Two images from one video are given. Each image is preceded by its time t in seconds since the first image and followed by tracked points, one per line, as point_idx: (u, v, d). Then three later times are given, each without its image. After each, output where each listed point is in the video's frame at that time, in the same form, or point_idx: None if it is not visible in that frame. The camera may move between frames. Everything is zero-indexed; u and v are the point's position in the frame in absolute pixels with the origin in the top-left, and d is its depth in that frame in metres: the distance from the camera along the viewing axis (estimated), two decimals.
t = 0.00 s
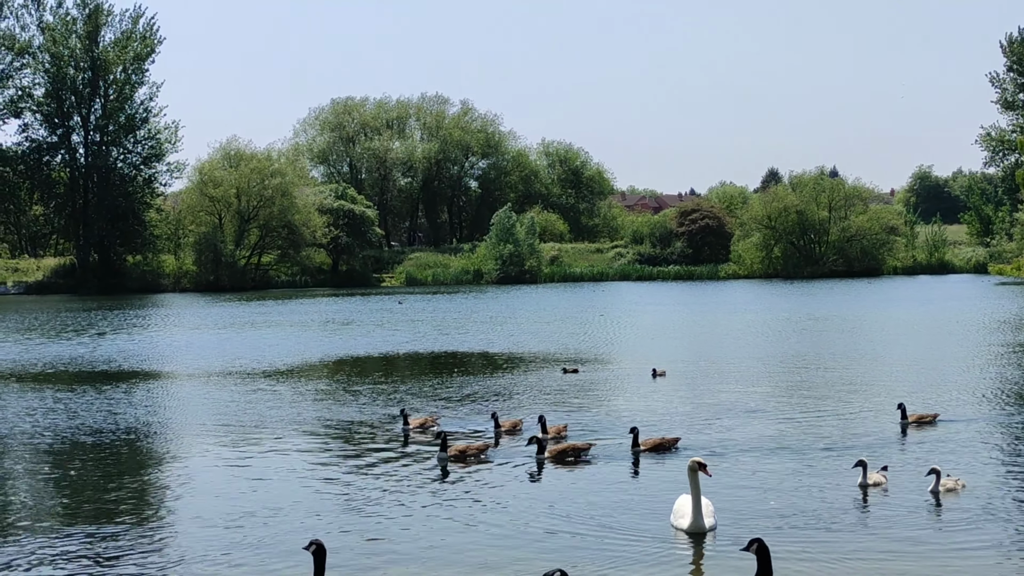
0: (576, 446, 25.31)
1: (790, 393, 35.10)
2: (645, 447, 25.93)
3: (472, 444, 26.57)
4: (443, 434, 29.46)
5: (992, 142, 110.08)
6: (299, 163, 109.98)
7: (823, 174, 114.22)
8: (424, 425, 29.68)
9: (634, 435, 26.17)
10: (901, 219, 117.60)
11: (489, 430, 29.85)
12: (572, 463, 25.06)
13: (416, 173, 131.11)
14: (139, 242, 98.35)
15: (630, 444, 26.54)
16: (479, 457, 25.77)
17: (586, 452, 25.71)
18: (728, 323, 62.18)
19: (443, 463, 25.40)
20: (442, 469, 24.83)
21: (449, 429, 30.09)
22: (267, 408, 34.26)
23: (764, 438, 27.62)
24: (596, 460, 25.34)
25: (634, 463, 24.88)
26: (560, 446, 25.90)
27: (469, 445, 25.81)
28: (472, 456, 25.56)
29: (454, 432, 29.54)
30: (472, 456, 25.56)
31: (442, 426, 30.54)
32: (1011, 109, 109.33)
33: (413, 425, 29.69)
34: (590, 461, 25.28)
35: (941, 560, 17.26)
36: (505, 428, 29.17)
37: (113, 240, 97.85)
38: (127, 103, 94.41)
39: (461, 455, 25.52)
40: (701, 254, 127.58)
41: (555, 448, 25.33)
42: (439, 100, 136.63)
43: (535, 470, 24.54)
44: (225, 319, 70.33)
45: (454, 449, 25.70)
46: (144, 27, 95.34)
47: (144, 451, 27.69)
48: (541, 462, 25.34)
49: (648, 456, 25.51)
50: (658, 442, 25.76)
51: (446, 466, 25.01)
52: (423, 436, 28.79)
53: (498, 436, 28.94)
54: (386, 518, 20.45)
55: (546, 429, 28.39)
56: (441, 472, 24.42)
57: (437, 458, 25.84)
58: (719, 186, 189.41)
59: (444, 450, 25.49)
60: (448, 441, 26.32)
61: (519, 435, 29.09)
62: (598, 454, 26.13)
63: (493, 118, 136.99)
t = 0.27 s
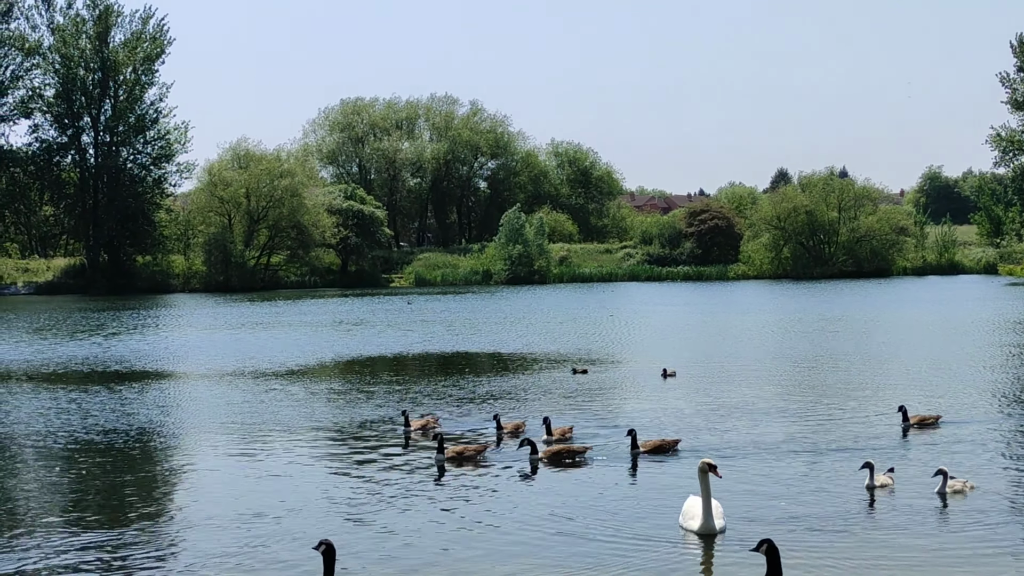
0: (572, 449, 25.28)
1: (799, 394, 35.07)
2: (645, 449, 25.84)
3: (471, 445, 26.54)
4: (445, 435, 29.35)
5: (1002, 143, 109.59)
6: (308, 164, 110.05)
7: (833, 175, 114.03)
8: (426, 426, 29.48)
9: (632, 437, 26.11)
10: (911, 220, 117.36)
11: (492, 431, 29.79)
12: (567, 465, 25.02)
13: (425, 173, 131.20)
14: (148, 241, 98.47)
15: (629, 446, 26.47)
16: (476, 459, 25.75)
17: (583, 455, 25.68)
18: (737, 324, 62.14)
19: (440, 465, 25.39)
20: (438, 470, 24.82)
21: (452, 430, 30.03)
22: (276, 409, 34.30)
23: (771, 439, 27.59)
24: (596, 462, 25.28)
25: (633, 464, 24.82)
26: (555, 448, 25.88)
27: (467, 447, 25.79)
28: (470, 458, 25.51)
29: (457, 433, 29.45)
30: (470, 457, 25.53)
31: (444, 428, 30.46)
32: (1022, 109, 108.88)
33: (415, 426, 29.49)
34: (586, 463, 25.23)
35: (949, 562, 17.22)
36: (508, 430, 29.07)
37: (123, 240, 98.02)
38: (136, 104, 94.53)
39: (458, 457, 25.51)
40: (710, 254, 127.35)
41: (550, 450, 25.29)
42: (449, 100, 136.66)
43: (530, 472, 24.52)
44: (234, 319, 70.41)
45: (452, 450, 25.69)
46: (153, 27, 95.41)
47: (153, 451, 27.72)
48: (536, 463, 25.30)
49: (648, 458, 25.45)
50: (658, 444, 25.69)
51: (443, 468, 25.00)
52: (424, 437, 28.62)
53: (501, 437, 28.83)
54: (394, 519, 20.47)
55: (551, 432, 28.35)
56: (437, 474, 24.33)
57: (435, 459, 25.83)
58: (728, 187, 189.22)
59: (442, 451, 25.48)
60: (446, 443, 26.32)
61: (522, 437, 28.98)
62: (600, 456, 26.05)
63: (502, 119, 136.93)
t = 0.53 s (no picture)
0: (575, 451, 25.29)
1: (818, 395, 35.00)
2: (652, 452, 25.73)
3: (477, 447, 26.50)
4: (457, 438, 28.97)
5: None
6: (328, 165, 110.30)
7: (853, 175, 113.76)
8: (438, 428, 29.08)
9: (639, 439, 26.05)
10: (932, 220, 116.97)
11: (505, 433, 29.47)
12: (570, 466, 25.06)
13: (445, 174, 131.37)
14: (170, 242, 98.80)
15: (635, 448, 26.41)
16: (483, 461, 25.73)
17: (585, 456, 25.66)
18: (758, 324, 62.06)
19: (447, 467, 25.18)
20: (445, 472, 24.80)
21: (464, 433, 29.65)
22: (296, 409, 34.36)
23: (788, 440, 27.53)
24: (607, 464, 25.15)
25: (639, 467, 24.76)
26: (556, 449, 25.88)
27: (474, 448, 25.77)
28: (476, 460, 25.50)
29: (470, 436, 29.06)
30: (476, 459, 25.51)
31: (458, 429, 30.38)
32: None
33: (427, 429, 29.08)
34: (589, 465, 25.24)
35: (969, 564, 17.19)
36: (521, 432, 28.74)
37: (144, 241, 98.34)
38: (158, 105, 94.95)
39: (465, 458, 25.42)
40: (730, 255, 127.04)
41: (553, 452, 25.34)
42: (468, 101, 136.78)
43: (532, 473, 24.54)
44: (255, 319, 70.63)
45: (459, 452, 25.68)
46: (175, 29, 95.74)
47: (176, 451, 27.85)
48: (540, 465, 25.34)
49: (656, 460, 25.30)
50: (667, 446, 25.55)
51: (449, 470, 24.84)
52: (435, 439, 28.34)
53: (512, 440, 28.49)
54: (415, 519, 20.54)
55: (564, 433, 28.26)
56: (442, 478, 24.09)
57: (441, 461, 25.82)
58: (748, 187, 188.80)
59: (449, 453, 25.44)
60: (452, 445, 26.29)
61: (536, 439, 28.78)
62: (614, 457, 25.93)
63: (521, 119, 136.94)
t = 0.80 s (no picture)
0: (595, 449, 25.20)
1: (856, 395, 34.78)
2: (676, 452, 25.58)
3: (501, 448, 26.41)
4: (487, 437, 28.98)
5: None
6: (366, 164, 110.64)
7: (892, 173, 113.00)
8: (468, 427, 29.17)
9: (664, 440, 25.87)
10: (973, 218, 115.99)
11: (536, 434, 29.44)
12: (591, 465, 24.97)
13: (481, 172, 131.54)
14: (208, 242, 99.31)
15: (660, 449, 26.20)
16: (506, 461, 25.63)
17: (606, 456, 25.60)
18: (795, 324, 61.76)
19: (470, 466, 25.23)
20: (467, 472, 24.77)
21: (494, 433, 29.61)
22: (333, 407, 34.42)
23: (824, 440, 27.34)
24: (635, 465, 25.02)
25: (663, 467, 24.60)
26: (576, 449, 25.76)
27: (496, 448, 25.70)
28: (499, 459, 25.38)
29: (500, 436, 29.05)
30: (499, 459, 25.42)
31: (489, 428, 30.31)
32: None
33: (457, 428, 29.23)
34: (609, 465, 25.14)
35: (1010, 565, 17.02)
36: (550, 433, 28.72)
37: (183, 240, 98.92)
38: (196, 105, 95.50)
39: (488, 458, 25.40)
40: (768, 254, 126.42)
41: (573, 452, 25.29)
42: (505, 100, 136.88)
43: (552, 473, 24.47)
44: (292, 318, 70.93)
45: (482, 452, 25.61)
46: (213, 29, 96.27)
47: (215, 450, 27.96)
48: (561, 464, 25.27)
49: (679, 460, 25.16)
50: (691, 447, 25.40)
51: (471, 469, 24.88)
52: (464, 437, 28.44)
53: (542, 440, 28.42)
54: (450, 518, 20.54)
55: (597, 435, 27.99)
56: (466, 476, 24.19)
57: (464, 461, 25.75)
58: (785, 185, 187.93)
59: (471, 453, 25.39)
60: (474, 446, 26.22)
61: (565, 439, 28.71)
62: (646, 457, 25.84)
63: (558, 118, 136.81)
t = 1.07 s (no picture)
0: (619, 448, 25.29)
1: (898, 392, 34.53)
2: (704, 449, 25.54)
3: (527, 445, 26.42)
4: (521, 434, 28.93)
5: None
6: (407, 160, 110.93)
7: (936, 168, 112.09)
8: (503, 425, 29.08)
9: (692, 438, 25.79)
10: (1018, 213, 114.82)
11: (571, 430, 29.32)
12: (615, 463, 25.04)
13: (522, 169, 131.54)
14: (251, 239, 99.93)
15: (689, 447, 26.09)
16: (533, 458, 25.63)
17: (631, 453, 25.60)
18: (838, 319, 61.39)
19: (497, 463, 25.25)
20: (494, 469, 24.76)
21: (529, 430, 29.53)
22: (375, 404, 34.50)
23: (864, 437, 27.15)
24: (674, 462, 24.89)
25: (692, 465, 24.50)
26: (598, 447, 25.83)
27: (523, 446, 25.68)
28: (526, 457, 25.39)
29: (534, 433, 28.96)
30: (525, 457, 25.43)
31: (523, 426, 30.24)
32: None
33: (492, 425, 29.11)
34: (634, 462, 25.16)
35: None
36: (585, 430, 28.57)
37: (226, 237, 99.51)
38: (238, 103, 96.10)
39: (515, 455, 25.41)
40: (810, 249, 125.68)
41: (597, 450, 25.37)
42: (546, 96, 136.84)
43: (577, 470, 24.52)
44: (334, 314, 71.26)
45: (509, 449, 25.59)
46: (255, 27, 96.77)
47: (256, 446, 28.13)
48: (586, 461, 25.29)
49: (708, 457, 25.03)
50: (720, 444, 25.21)
51: (498, 466, 24.90)
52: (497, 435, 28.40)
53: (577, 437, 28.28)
54: (491, 516, 20.54)
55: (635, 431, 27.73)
56: (495, 474, 24.19)
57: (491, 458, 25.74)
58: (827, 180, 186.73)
59: (498, 449, 25.41)
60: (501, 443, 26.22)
61: (601, 436, 28.54)
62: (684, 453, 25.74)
63: (599, 114, 136.53)
